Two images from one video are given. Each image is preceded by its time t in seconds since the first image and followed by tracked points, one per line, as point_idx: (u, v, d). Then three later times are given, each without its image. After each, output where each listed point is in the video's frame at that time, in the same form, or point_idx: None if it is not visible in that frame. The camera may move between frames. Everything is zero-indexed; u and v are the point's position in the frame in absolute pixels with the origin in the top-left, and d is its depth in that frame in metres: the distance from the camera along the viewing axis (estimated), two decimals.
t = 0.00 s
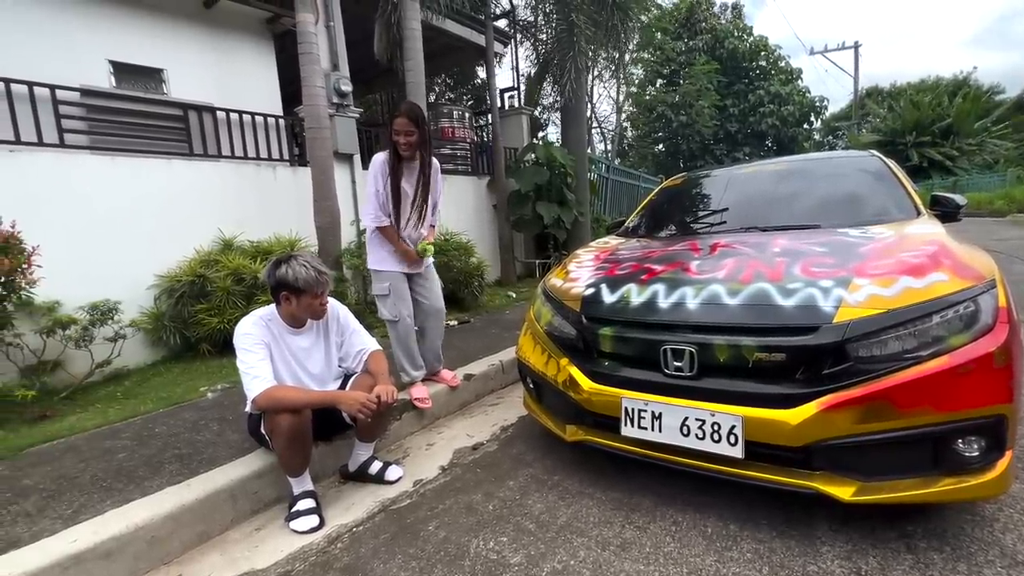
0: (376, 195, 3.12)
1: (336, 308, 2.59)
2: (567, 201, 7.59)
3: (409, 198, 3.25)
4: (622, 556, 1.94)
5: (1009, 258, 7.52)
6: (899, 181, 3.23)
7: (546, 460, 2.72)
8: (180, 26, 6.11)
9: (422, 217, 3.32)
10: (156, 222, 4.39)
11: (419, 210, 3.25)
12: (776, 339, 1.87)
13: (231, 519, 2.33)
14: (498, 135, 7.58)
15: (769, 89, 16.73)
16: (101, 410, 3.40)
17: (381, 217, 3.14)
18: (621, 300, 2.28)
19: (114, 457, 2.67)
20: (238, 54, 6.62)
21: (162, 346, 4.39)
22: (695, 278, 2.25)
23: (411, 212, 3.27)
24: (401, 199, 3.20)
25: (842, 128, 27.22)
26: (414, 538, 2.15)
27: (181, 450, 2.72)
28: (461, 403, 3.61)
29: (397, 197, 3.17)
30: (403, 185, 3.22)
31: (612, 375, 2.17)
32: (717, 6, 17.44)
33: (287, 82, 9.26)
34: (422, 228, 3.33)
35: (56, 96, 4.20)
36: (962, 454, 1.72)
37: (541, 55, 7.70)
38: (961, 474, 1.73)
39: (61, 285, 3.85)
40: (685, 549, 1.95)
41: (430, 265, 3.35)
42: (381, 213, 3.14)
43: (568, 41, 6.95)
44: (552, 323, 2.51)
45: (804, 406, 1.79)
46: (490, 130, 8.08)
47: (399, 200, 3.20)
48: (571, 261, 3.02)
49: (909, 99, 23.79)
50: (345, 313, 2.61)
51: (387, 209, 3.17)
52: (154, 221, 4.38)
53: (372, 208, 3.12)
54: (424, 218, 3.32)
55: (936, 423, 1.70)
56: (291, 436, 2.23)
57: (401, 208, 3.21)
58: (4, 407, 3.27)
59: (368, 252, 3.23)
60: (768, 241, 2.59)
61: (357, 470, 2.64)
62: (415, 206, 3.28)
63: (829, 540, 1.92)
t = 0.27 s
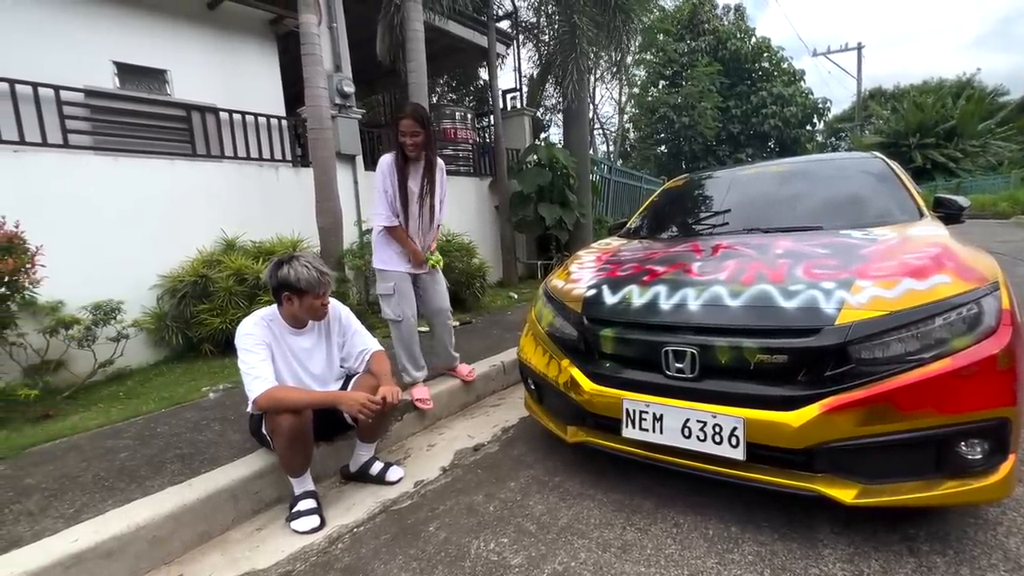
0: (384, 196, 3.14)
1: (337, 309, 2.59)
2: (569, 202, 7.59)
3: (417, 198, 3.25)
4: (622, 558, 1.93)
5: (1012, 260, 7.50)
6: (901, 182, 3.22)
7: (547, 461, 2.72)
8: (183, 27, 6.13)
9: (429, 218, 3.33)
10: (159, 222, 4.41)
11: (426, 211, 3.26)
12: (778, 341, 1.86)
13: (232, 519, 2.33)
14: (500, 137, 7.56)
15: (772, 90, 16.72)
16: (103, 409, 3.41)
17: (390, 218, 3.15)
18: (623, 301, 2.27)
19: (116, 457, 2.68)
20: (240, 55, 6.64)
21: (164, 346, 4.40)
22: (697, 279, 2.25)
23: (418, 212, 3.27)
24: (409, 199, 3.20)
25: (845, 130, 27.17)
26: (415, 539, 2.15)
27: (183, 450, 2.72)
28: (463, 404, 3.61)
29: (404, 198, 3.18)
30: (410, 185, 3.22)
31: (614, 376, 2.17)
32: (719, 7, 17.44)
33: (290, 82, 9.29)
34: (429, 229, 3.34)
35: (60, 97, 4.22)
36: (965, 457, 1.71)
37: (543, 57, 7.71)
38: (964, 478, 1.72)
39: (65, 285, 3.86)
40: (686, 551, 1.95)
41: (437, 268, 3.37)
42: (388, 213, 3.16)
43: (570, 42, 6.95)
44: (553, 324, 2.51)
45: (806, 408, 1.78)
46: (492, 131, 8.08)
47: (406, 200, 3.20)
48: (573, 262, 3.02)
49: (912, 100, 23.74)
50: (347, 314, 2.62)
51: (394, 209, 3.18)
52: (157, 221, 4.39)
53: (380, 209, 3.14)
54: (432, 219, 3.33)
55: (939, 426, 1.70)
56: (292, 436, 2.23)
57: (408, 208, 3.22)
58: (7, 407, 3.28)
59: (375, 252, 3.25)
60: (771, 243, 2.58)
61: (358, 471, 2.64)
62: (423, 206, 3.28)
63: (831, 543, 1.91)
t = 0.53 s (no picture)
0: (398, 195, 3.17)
1: (339, 310, 2.60)
2: (570, 203, 7.59)
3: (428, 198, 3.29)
4: (623, 559, 1.93)
5: (1014, 261, 7.49)
6: (902, 184, 3.21)
7: (548, 462, 2.72)
8: (186, 27, 6.14)
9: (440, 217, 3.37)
10: (161, 222, 4.42)
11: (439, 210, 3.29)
12: (779, 343, 1.86)
13: (233, 519, 2.34)
14: (501, 139, 7.54)
15: (773, 91, 16.71)
16: (104, 409, 3.42)
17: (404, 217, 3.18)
18: (624, 302, 2.28)
19: (117, 456, 2.68)
20: (243, 55, 6.65)
21: (166, 346, 4.41)
22: (698, 280, 2.25)
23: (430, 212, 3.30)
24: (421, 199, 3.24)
25: (846, 131, 27.15)
26: (415, 540, 2.15)
27: (184, 450, 2.72)
28: (464, 405, 3.61)
29: (417, 197, 3.21)
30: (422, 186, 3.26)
31: (615, 377, 2.17)
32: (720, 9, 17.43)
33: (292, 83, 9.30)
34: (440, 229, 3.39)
35: (63, 97, 4.24)
36: (966, 459, 1.71)
37: (545, 58, 7.72)
38: (965, 480, 1.72)
39: (67, 285, 3.87)
40: (687, 552, 1.95)
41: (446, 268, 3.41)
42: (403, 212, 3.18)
43: (571, 44, 6.96)
44: (554, 325, 2.51)
45: (806, 410, 1.78)
46: (494, 132, 8.09)
47: (419, 199, 3.23)
48: (574, 263, 3.02)
49: (914, 102, 23.71)
50: (348, 315, 2.62)
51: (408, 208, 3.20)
52: (159, 221, 4.40)
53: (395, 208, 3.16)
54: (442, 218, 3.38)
55: (940, 428, 1.69)
56: (293, 436, 2.23)
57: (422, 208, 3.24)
58: (10, 406, 3.29)
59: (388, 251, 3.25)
60: (772, 244, 2.58)
61: (359, 471, 2.65)
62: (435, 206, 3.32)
63: (832, 545, 1.91)
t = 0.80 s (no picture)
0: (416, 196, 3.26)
1: (339, 310, 2.60)
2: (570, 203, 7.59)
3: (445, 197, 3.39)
4: (623, 560, 1.93)
5: (1015, 263, 7.49)
6: (903, 185, 3.21)
7: (548, 463, 2.72)
8: (188, 28, 6.15)
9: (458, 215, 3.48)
10: (162, 222, 4.42)
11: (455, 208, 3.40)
12: (779, 345, 1.86)
13: (233, 519, 2.34)
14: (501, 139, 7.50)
15: (774, 92, 16.71)
16: (104, 409, 3.42)
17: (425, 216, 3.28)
18: (624, 303, 2.28)
19: (117, 456, 2.68)
20: (244, 56, 6.66)
21: (166, 346, 4.41)
22: (698, 281, 2.25)
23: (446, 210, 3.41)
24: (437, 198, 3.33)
25: (848, 132, 27.18)
26: (415, 540, 2.16)
27: (184, 450, 2.72)
28: (464, 405, 3.62)
29: (434, 196, 3.31)
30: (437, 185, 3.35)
31: (615, 378, 2.17)
32: (721, 10, 17.42)
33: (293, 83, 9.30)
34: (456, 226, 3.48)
35: (65, 97, 4.25)
36: (966, 461, 1.71)
37: (546, 58, 7.73)
38: (966, 482, 1.72)
39: (68, 284, 3.88)
40: (687, 554, 1.95)
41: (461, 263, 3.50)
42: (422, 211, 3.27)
43: (572, 44, 6.97)
44: (554, 326, 2.51)
45: (806, 411, 1.78)
46: (495, 133, 8.08)
47: (436, 199, 3.33)
48: (574, 264, 3.02)
49: (915, 103, 23.70)
50: (348, 314, 2.62)
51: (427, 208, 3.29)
52: (160, 221, 4.41)
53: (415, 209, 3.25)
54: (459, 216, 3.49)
55: (940, 430, 1.69)
56: (293, 436, 2.23)
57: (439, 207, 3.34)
58: (10, 406, 3.30)
59: (408, 250, 3.35)
60: (772, 245, 2.58)
61: (358, 471, 2.65)
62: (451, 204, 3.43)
63: (831, 546, 1.91)
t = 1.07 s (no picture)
0: (422, 195, 3.31)
1: (339, 309, 2.60)
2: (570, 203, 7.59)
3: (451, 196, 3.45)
4: (621, 559, 1.93)
5: (1015, 264, 7.49)
6: (903, 185, 3.21)
7: (547, 462, 2.72)
8: (188, 27, 6.16)
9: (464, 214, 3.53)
10: (162, 221, 4.42)
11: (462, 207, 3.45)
12: (778, 345, 1.86)
13: (232, 518, 2.34)
14: (501, 139, 7.48)
15: (774, 93, 16.72)
16: (104, 408, 3.42)
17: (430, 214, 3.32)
18: (623, 303, 2.28)
19: (117, 455, 2.68)
20: (244, 55, 6.66)
21: (165, 345, 4.41)
22: (698, 281, 2.25)
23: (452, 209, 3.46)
24: (444, 197, 3.39)
25: (848, 133, 27.18)
26: (414, 539, 2.16)
27: (183, 449, 2.72)
28: (463, 405, 3.61)
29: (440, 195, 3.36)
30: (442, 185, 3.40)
31: (614, 378, 2.17)
32: (722, 10, 17.43)
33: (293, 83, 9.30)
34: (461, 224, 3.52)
35: (65, 96, 4.25)
36: (965, 462, 1.71)
37: (546, 58, 7.73)
38: (964, 482, 1.72)
39: (67, 283, 3.88)
40: (685, 553, 1.95)
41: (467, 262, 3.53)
42: (428, 209, 3.32)
43: (573, 44, 6.97)
44: (554, 325, 2.51)
45: (805, 411, 1.78)
46: (495, 133, 8.09)
47: (443, 197, 3.38)
48: (573, 263, 3.02)
49: (915, 104, 23.70)
50: (348, 313, 2.62)
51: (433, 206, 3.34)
52: (160, 220, 4.41)
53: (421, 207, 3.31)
54: (466, 215, 3.53)
55: (939, 430, 1.69)
56: (292, 435, 2.23)
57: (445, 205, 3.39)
58: (10, 404, 3.30)
59: (414, 247, 3.37)
60: (772, 246, 2.58)
61: (357, 471, 2.65)
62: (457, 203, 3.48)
63: (830, 546, 1.91)
